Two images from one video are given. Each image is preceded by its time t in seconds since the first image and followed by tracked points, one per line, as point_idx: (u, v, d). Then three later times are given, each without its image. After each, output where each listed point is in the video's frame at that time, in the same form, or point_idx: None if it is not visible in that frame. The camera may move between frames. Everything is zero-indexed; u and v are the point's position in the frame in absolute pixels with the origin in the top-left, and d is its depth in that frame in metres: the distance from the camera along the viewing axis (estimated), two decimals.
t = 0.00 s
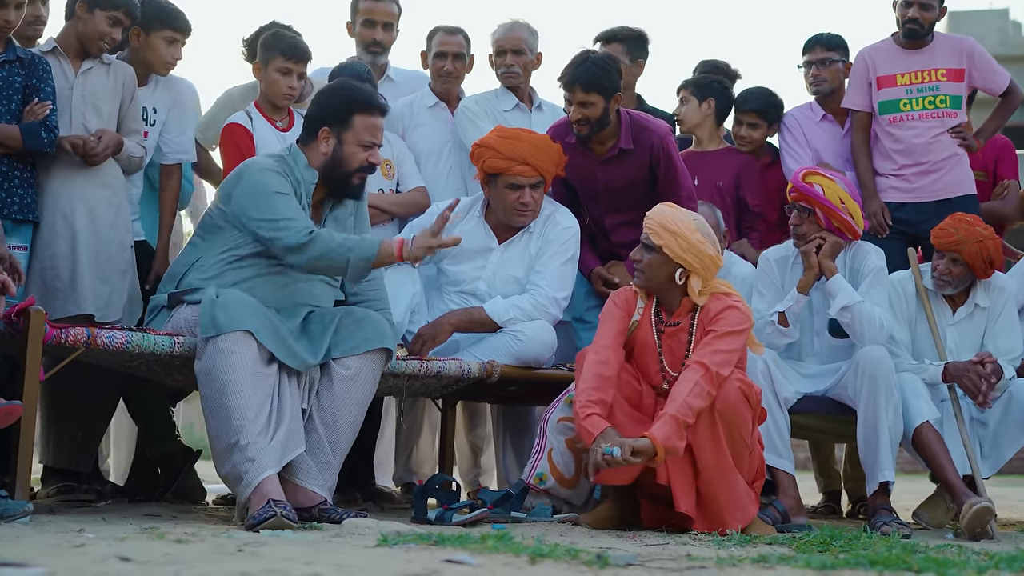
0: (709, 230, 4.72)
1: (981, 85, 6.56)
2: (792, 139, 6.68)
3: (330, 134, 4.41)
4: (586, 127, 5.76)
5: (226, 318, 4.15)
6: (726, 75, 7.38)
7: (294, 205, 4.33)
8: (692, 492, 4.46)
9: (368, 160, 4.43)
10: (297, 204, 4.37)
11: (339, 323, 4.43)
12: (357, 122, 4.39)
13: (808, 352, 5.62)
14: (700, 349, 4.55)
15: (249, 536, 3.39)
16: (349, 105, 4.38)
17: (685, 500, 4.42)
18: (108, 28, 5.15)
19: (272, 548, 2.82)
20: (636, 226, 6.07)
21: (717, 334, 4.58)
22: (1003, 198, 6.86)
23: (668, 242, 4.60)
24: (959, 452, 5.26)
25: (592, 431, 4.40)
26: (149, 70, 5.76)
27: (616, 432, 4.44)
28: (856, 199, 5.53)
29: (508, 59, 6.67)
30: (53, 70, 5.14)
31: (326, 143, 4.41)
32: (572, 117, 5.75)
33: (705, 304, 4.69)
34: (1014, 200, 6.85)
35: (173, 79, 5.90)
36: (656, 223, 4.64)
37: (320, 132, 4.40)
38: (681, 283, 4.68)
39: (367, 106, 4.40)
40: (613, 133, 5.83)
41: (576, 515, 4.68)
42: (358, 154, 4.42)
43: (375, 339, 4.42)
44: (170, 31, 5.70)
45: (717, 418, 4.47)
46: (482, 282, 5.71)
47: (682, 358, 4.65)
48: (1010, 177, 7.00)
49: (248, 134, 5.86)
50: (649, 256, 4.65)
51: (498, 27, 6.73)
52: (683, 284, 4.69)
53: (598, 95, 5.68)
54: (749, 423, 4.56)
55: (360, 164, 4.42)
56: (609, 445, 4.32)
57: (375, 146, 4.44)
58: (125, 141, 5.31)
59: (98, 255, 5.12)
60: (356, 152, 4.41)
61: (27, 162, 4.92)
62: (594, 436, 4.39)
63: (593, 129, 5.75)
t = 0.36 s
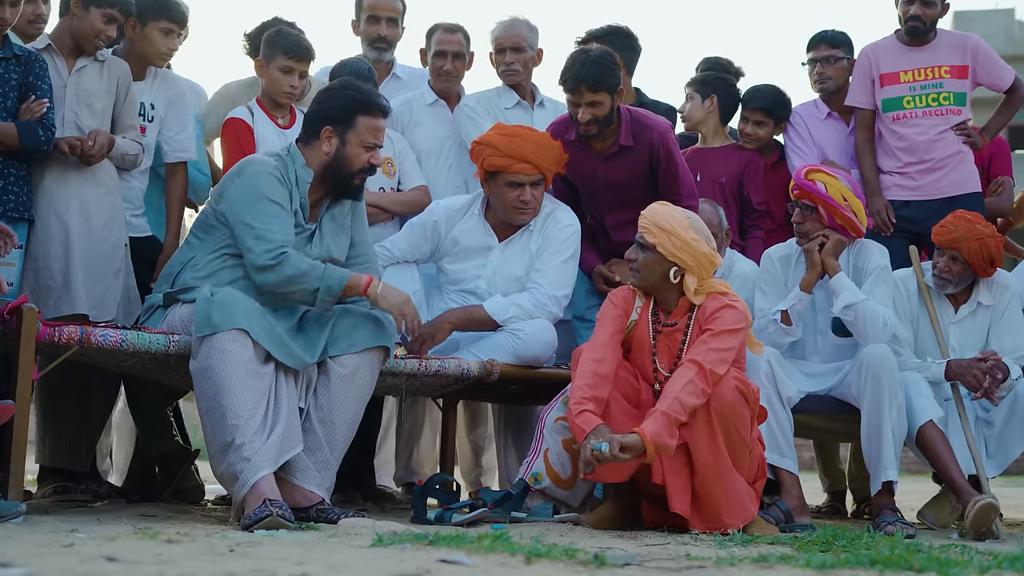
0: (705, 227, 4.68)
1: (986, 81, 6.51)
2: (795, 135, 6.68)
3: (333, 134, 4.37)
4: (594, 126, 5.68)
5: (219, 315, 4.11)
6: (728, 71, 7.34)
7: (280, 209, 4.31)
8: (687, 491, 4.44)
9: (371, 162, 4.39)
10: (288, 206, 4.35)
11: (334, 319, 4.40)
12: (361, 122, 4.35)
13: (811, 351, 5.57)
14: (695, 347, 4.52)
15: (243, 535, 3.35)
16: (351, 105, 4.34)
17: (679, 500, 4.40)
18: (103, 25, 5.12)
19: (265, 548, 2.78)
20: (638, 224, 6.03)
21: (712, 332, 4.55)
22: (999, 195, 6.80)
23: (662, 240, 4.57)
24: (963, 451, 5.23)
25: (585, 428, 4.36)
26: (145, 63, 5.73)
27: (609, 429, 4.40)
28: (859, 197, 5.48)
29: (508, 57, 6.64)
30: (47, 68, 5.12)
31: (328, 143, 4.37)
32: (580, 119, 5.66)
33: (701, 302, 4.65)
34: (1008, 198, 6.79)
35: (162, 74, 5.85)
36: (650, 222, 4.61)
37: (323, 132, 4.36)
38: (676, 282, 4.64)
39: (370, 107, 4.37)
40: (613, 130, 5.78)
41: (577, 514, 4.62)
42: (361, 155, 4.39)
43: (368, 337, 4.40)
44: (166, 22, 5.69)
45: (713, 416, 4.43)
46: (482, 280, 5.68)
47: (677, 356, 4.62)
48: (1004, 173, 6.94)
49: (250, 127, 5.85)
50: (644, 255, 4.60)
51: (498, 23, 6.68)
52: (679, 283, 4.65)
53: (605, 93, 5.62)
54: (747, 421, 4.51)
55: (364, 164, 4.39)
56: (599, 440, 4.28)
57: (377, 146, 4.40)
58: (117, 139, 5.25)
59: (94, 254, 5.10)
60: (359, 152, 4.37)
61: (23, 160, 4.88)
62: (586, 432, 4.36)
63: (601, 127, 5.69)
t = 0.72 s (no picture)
0: (711, 225, 4.63)
1: (990, 79, 6.47)
2: (799, 135, 6.60)
3: (330, 134, 4.34)
4: (599, 126, 5.62)
5: (214, 312, 4.08)
6: (729, 69, 7.29)
7: (264, 203, 4.26)
8: (694, 491, 4.39)
9: (368, 160, 4.35)
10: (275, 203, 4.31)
11: (330, 322, 4.41)
12: (358, 120, 4.32)
13: (813, 350, 5.53)
14: (702, 346, 4.48)
15: (236, 538, 3.32)
16: (346, 104, 4.30)
17: (687, 500, 4.35)
18: (97, 21, 5.10)
19: (256, 553, 2.74)
20: (637, 223, 6.00)
21: (720, 331, 4.51)
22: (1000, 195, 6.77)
23: (671, 241, 4.52)
24: (965, 452, 5.19)
25: (591, 427, 4.32)
26: (144, 59, 5.74)
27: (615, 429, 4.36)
28: (861, 195, 5.43)
29: (509, 55, 6.59)
30: (42, 68, 5.09)
31: (325, 142, 4.34)
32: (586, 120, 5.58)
33: (709, 302, 4.61)
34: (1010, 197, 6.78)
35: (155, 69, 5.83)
36: (657, 222, 4.56)
37: (320, 130, 4.34)
38: (686, 283, 4.60)
39: (367, 104, 4.33)
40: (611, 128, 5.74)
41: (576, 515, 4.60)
42: (358, 153, 4.36)
43: (362, 338, 4.40)
44: (165, 18, 5.70)
45: (718, 415, 4.39)
46: (480, 280, 5.65)
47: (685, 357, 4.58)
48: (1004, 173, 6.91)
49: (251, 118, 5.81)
50: (653, 257, 4.55)
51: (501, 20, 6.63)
52: (688, 283, 4.61)
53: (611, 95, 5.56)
54: (752, 421, 4.46)
55: (361, 163, 4.36)
56: (605, 438, 4.26)
57: (374, 145, 4.36)
58: (115, 138, 5.21)
59: (90, 254, 5.07)
60: (356, 152, 4.34)
61: (17, 158, 4.85)
62: (593, 432, 4.32)
63: (605, 126, 5.65)
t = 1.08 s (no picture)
0: (708, 225, 4.60)
1: (995, 77, 6.46)
2: (800, 133, 6.58)
3: (330, 136, 4.30)
4: (581, 121, 5.64)
5: (212, 313, 4.06)
6: (729, 66, 7.25)
7: (268, 203, 4.20)
8: (690, 492, 4.36)
9: (369, 161, 4.33)
10: (279, 202, 4.26)
11: (331, 322, 4.39)
12: (357, 122, 4.28)
13: (814, 350, 5.49)
14: (696, 346, 4.45)
15: (230, 539, 3.29)
16: (346, 105, 4.25)
17: (683, 501, 4.32)
18: (97, 19, 5.04)
19: (248, 554, 2.71)
20: (638, 222, 5.97)
21: (714, 330, 4.48)
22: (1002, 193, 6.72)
23: (667, 237, 4.49)
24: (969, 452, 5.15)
25: (587, 428, 4.30)
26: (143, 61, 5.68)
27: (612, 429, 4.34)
28: (862, 194, 5.40)
29: (513, 52, 6.57)
30: (42, 66, 5.06)
31: (325, 144, 4.30)
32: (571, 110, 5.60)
33: (703, 301, 4.58)
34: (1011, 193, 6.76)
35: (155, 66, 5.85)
36: (654, 218, 4.53)
37: (319, 132, 4.29)
38: (681, 281, 4.56)
39: (368, 105, 4.28)
40: (611, 127, 5.72)
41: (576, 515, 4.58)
42: (358, 155, 4.32)
43: (363, 339, 4.39)
44: (159, 25, 5.68)
45: (716, 415, 4.36)
46: (479, 279, 5.62)
47: (681, 356, 4.55)
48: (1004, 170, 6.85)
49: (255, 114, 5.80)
50: (647, 253, 4.53)
51: (504, 17, 6.61)
52: (683, 281, 4.57)
53: (601, 92, 5.56)
54: (750, 421, 4.44)
55: (360, 165, 4.32)
56: (601, 441, 4.23)
57: (375, 145, 4.33)
58: (115, 141, 5.20)
59: (88, 255, 5.05)
60: (356, 154, 4.30)
61: (14, 158, 4.82)
62: (588, 432, 4.29)
63: (589, 123, 5.64)
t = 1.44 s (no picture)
0: (708, 224, 4.59)
1: (997, 75, 6.43)
2: (801, 133, 6.58)
3: (322, 140, 4.28)
4: (583, 118, 5.62)
5: (208, 313, 4.06)
6: (730, 65, 7.23)
7: (262, 202, 4.20)
8: (691, 491, 4.35)
9: (361, 167, 4.32)
10: (272, 201, 4.25)
11: (331, 321, 4.40)
12: (352, 128, 4.25)
13: (816, 350, 5.48)
14: (698, 345, 4.43)
15: (227, 538, 3.28)
16: (341, 110, 4.23)
17: (683, 500, 4.31)
18: (98, 18, 5.04)
19: (244, 554, 2.70)
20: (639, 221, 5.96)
21: (714, 330, 4.47)
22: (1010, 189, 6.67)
23: (666, 238, 4.48)
24: (971, 451, 5.14)
25: (588, 428, 4.29)
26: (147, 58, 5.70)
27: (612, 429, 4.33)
28: (864, 194, 5.39)
29: (516, 50, 6.55)
30: (41, 64, 5.06)
31: (317, 149, 4.29)
32: (578, 112, 5.59)
33: (705, 300, 4.57)
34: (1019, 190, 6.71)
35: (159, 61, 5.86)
36: (652, 220, 4.52)
37: (311, 138, 4.27)
38: (683, 280, 4.55)
39: (362, 111, 4.25)
40: (611, 126, 5.71)
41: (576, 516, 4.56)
42: (351, 161, 4.31)
43: (364, 339, 4.39)
44: (159, 26, 5.66)
45: (717, 416, 4.35)
46: (480, 279, 5.61)
47: (681, 354, 4.53)
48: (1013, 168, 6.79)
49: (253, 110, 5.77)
50: (648, 254, 4.53)
51: (506, 16, 6.62)
52: (685, 280, 4.56)
53: (604, 90, 5.55)
54: (751, 420, 4.42)
55: (355, 166, 4.31)
56: (601, 441, 4.22)
57: (368, 152, 4.32)
58: (114, 141, 5.19)
59: (87, 255, 5.05)
60: (349, 159, 4.30)
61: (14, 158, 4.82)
62: (589, 433, 4.28)
63: (590, 122, 5.62)
